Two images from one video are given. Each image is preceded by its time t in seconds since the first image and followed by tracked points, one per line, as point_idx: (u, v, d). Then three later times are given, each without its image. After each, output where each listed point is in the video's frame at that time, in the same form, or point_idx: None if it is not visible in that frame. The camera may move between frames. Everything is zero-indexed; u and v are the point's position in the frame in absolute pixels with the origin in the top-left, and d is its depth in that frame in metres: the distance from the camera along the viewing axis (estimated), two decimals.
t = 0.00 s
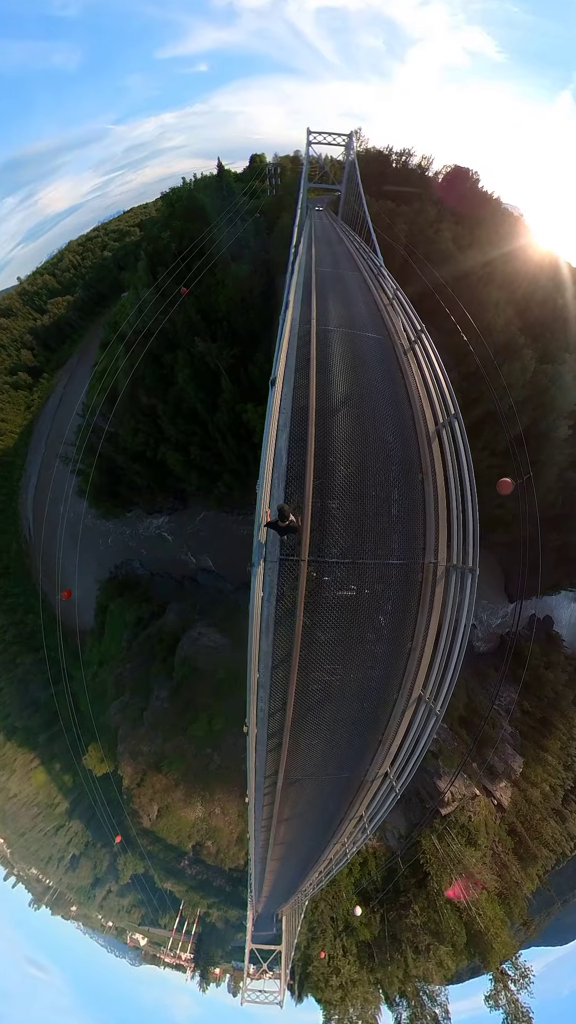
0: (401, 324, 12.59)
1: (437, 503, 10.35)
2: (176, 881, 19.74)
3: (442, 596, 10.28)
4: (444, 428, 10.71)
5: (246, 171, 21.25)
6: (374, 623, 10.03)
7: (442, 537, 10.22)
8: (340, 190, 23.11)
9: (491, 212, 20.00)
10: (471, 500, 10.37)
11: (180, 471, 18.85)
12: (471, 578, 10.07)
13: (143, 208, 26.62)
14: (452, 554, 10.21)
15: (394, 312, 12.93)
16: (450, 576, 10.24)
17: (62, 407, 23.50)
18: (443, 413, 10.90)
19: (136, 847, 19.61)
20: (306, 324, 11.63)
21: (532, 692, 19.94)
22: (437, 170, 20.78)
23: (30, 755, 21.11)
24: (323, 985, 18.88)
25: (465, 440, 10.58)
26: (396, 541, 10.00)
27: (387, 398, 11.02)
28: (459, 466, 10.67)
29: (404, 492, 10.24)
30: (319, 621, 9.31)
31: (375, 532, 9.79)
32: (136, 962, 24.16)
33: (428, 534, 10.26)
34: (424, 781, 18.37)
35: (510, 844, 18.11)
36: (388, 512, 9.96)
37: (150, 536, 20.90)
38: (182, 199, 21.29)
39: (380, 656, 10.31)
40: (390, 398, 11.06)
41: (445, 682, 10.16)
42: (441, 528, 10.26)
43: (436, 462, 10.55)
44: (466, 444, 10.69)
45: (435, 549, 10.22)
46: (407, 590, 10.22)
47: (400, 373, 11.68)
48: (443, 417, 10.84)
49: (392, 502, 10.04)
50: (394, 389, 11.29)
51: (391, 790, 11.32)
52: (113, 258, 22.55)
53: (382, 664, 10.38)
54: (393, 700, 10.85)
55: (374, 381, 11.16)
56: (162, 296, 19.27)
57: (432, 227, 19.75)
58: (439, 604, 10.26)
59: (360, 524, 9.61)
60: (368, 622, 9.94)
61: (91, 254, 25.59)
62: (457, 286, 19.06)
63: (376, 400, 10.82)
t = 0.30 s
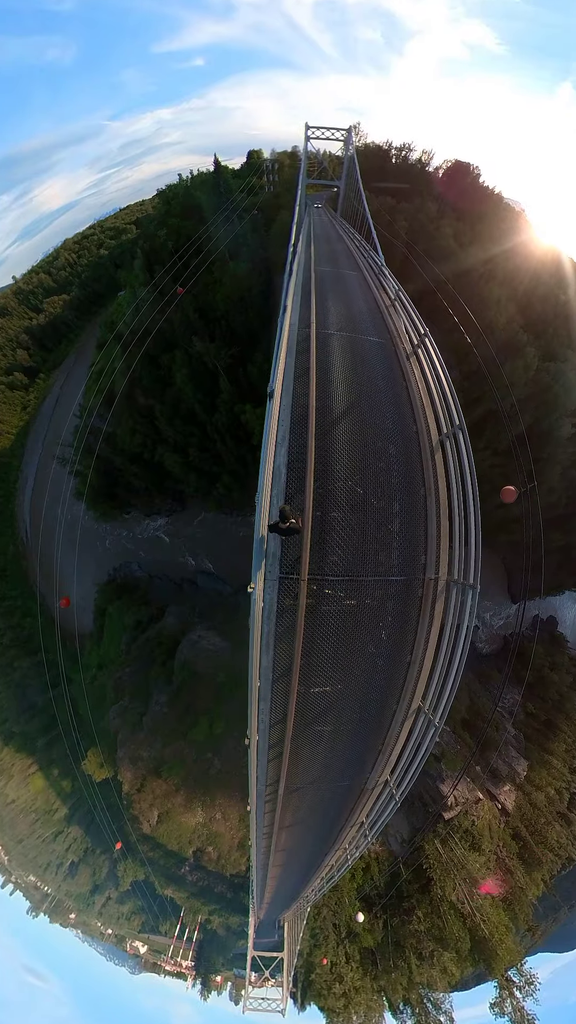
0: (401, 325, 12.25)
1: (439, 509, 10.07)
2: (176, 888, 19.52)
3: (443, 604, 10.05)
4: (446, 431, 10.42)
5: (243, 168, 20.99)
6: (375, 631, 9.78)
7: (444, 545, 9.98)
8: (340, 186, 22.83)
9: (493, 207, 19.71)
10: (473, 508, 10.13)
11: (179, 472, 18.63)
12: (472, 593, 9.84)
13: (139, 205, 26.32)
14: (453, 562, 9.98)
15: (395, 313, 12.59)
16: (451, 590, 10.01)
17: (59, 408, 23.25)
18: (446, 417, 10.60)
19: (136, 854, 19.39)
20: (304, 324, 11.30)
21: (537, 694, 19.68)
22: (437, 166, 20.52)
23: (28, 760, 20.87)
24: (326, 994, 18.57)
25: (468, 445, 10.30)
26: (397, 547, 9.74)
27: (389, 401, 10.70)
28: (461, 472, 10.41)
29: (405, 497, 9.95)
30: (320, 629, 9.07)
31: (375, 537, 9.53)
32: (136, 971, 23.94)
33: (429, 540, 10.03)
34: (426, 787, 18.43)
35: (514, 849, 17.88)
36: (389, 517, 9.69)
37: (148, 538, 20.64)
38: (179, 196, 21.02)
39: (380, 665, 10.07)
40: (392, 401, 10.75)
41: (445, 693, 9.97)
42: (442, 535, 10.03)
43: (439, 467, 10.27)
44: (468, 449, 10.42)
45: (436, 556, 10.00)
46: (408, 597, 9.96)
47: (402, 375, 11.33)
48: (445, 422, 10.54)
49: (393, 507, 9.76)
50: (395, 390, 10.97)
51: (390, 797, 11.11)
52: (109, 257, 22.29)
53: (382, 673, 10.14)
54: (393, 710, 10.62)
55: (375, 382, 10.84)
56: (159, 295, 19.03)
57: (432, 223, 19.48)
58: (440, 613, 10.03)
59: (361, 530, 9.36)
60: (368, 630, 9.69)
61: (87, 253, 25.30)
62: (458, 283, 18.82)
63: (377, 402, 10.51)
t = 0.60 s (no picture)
0: (403, 327, 11.93)
1: (439, 516, 9.79)
2: (177, 894, 19.29)
3: (444, 613, 9.80)
4: (447, 437, 10.13)
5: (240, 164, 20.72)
6: (374, 640, 9.52)
7: (445, 553, 9.73)
8: (339, 182, 22.57)
9: (494, 202, 19.43)
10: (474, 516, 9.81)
11: (177, 474, 18.38)
12: (472, 610, 9.62)
13: (136, 203, 26.03)
14: (454, 570, 9.73)
15: (397, 314, 12.25)
16: (451, 605, 9.77)
17: (56, 409, 22.99)
18: (448, 422, 10.31)
19: (137, 860, 19.15)
20: (303, 323, 10.99)
21: (541, 696, 19.42)
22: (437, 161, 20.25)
23: (26, 765, 20.61)
24: (329, 1001, 18.77)
25: (470, 450, 10.02)
26: (398, 555, 9.46)
27: (389, 403, 10.39)
28: (463, 477, 10.14)
29: (406, 503, 9.66)
30: (320, 637, 8.81)
31: (376, 544, 9.26)
32: (136, 979, 23.70)
33: (430, 547, 9.76)
34: (430, 790, 18.06)
35: (519, 854, 17.62)
36: (389, 524, 9.41)
37: (147, 540, 20.38)
38: (175, 194, 20.79)
39: (380, 674, 9.81)
40: (392, 402, 10.46)
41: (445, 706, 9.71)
42: (443, 543, 9.77)
43: (440, 473, 10.00)
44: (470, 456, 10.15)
45: (437, 564, 9.75)
46: (408, 605, 9.69)
47: (403, 377, 11.02)
48: (447, 427, 10.23)
49: (394, 513, 9.48)
50: (396, 393, 10.66)
51: (390, 806, 10.90)
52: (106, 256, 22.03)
53: (382, 683, 9.90)
54: (392, 721, 10.36)
55: (376, 384, 10.53)
56: (154, 294, 18.77)
57: (433, 218, 19.20)
58: (441, 621, 9.78)
59: (361, 536, 9.08)
60: (368, 640, 9.43)
61: (83, 251, 25.02)
62: (460, 280, 18.56)
63: (377, 405, 10.20)
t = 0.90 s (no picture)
0: (403, 326, 11.43)
1: (439, 522, 9.46)
2: (178, 901, 19.06)
3: (443, 622, 9.55)
4: (447, 441, 9.76)
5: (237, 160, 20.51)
6: (371, 650, 9.29)
7: (444, 562, 9.44)
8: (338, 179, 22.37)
9: (495, 198, 19.21)
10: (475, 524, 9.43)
11: (175, 475, 18.17)
12: (468, 629, 9.37)
13: (132, 200, 25.76)
14: (453, 578, 9.45)
15: (396, 311, 11.82)
16: (448, 618, 9.54)
17: (52, 409, 22.75)
18: (448, 426, 9.91)
19: (137, 866, 18.91)
20: (299, 324, 10.58)
21: (545, 698, 19.23)
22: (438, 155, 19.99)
23: (24, 771, 20.34)
24: (332, 1009, 18.39)
25: (471, 454, 9.63)
26: (395, 563, 9.19)
27: (388, 407, 10.00)
28: (463, 481, 9.77)
29: (404, 509, 9.35)
30: (316, 650, 8.62)
31: (373, 553, 9.01)
32: (136, 987, 23.50)
33: (428, 555, 9.46)
34: (432, 794, 18.03)
35: (524, 858, 17.37)
36: (387, 532, 9.12)
37: (145, 542, 20.12)
38: (172, 191, 20.56)
39: (377, 685, 9.59)
40: (390, 401, 10.12)
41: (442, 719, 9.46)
42: (442, 552, 9.46)
43: (440, 478, 9.67)
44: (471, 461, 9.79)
45: (436, 572, 9.47)
46: (406, 614, 9.43)
47: (401, 375, 10.66)
48: (447, 431, 9.84)
49: (392, 520, 9.19)
50: (395, 396, 10.27)
51: (388, 814, 10.75)
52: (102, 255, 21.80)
53: (379, 695, 9.67)
54: (388, 732, 10.15)
55: (374, 387, 10.14)
56: (151, 293, 18.54)
57: (433, 215, 18.98)
58: (439, 631, 9.55)
59: (358, 546, 8.82)
60: (364, 651, 9.20)
61: (79, 250, 24.76)
62: (460, 278, 18.34)
63: (375, 409, 9.82)
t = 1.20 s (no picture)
0: (404, 325, 10.99)
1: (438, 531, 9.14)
2: (178, 907, 18.83)
3: (442, 634, 9.30)
4: (446, 444, 9.42)
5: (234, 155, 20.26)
6: (368, 661, 9.03)
7: (443, 571, 9.16)
8: (336, 174, 22.13)
9: (496, 193, 18.93)
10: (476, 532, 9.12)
11: (173, 476, 17.92)
12: (467, 645, 9.15)
13: (128, 197, 25.49)
14: (453, 589, 9.17)
15: (395, 307, 11.43)
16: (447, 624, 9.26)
17: (48, 410, 22.50)
18: (449, 430, 9.56)
19: (136, 873, 18.68)
20: (294, 323, 10.22)
21: (549, 700, 18.97)
22: (437, 149, 19.70)
23: (21, 777, 20.07)
24: (334, 1015, 18.33)
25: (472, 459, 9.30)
26: (394, 573, 8.90)
27: (386, 410, 9.62)
28: (464, 487, 9.44)
29: (403, 517, 9.03)
30: (311, 661, 8.44)
31: (370, 562, 8.74)
32: (137, 995, 23.29)
33: (428, 563, 9.15)
34: (436, 798, 17.74)
35: (528, 864, 17.13)
36: (385, 541, 8.81)
37: (143, 543, 19.87)
38: (168, 188, 20.29)
39: (375, 695, 9.35)
40: (388, 402, 9.76)
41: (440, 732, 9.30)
42: (441, 562, 9.16)
43: (439, 479, 9.34)
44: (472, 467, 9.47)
45: (435, 581, 9.19)
46: (404, 625, 9.14)
47: (400, 374, 10.29)
48: (448, 436, 9.47)
49: (390, 527, 8.89)
50: (394, 397, 9.87)
51: (385, 822, 10.61)
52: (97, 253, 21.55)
53: (376, 707, 9.43)
54: (385, 744, 9.91)
55: (372, 389, 9.75)
56: (146, 292, 18.31)
57: (433, 210, 18.71)
58: (437, 641, 9.30)
59: (355, 555, 8.53)
60: (361, 663, 8.94)
61: (75, 248, 24.49)
62: (461, 274, 18.07)
63: (374, 412, 9.45)
